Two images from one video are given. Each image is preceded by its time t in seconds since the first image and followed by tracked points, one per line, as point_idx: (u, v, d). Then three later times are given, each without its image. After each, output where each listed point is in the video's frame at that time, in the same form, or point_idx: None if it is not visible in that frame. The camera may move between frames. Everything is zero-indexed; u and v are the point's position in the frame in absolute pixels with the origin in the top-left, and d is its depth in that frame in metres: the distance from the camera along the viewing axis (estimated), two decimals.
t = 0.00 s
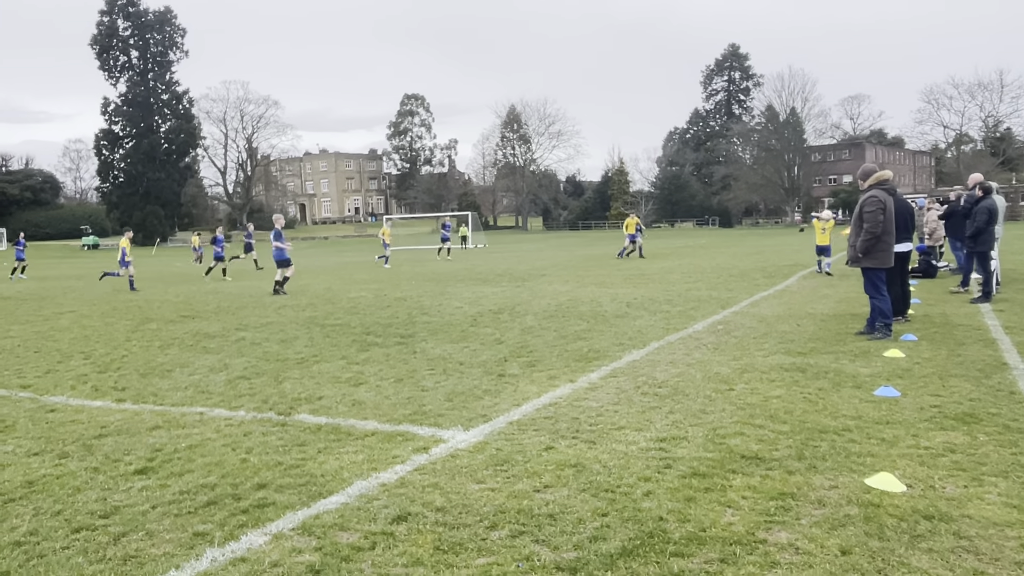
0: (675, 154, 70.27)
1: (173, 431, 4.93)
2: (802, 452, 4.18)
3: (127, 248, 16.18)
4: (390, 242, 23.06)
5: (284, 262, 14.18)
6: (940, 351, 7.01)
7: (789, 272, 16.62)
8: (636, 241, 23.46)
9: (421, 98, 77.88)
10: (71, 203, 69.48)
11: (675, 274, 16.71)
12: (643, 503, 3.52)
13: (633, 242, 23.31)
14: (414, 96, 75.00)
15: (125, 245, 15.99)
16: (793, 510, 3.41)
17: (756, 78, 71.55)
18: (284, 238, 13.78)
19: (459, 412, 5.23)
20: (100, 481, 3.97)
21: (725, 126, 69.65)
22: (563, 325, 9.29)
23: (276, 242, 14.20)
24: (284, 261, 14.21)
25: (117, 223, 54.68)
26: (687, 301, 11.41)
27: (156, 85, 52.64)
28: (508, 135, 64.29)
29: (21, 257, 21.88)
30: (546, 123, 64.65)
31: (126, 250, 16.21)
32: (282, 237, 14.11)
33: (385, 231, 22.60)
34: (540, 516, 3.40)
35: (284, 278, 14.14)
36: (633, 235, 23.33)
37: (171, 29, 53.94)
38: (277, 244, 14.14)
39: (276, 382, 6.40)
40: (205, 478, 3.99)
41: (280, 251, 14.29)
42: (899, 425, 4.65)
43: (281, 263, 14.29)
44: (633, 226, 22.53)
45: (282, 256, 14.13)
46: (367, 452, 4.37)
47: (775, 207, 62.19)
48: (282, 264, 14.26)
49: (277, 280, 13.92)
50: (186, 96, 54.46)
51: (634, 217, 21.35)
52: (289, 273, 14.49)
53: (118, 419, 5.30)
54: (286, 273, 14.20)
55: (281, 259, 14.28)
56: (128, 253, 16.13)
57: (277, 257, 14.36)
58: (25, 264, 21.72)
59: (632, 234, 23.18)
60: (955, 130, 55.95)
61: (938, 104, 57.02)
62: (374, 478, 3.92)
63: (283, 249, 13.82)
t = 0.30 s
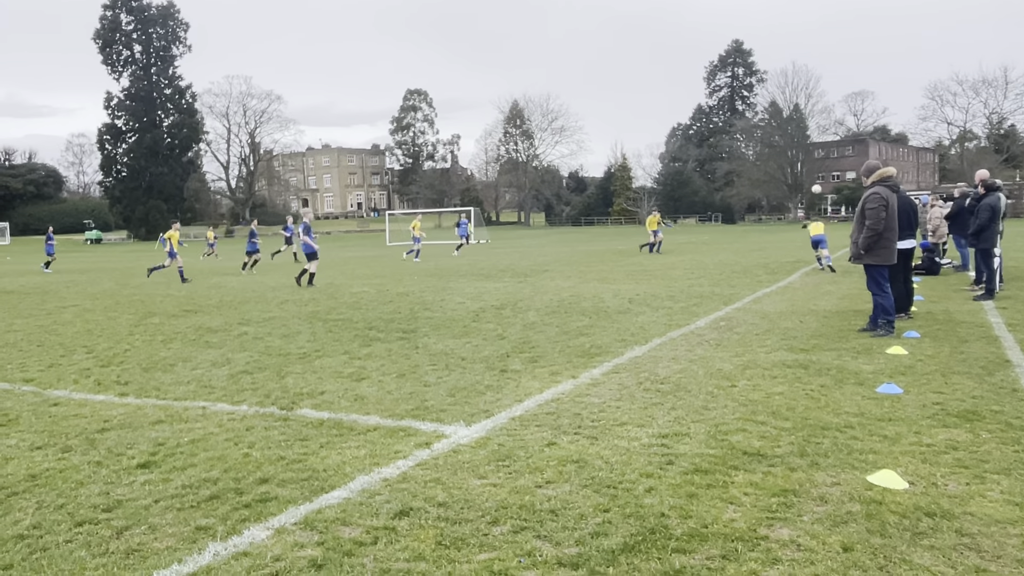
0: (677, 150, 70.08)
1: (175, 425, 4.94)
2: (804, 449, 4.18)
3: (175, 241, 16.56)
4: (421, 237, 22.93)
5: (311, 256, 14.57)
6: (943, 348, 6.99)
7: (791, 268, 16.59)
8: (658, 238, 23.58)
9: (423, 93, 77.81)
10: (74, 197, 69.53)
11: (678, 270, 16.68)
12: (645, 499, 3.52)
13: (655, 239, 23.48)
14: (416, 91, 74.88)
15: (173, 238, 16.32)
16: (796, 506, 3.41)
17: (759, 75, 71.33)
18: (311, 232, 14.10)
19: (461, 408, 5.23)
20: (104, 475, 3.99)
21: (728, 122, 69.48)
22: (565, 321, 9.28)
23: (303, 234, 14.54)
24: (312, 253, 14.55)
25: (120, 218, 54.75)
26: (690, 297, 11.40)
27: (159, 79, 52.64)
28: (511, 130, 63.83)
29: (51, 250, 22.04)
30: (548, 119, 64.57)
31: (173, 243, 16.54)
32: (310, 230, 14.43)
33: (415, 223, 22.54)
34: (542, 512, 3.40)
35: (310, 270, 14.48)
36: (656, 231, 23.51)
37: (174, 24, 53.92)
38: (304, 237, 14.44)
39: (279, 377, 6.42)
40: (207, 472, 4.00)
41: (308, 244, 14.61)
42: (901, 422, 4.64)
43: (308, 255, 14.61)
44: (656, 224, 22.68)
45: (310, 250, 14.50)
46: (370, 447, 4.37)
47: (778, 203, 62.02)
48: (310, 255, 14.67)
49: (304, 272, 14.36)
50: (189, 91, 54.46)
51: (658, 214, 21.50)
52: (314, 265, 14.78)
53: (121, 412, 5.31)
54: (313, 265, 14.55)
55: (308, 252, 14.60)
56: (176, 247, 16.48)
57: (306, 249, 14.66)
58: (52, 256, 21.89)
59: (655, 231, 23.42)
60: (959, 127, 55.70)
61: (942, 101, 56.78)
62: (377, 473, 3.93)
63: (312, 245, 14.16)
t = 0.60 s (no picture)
0: (680, 147, 69.96)
1: (178, 421, 4.96)
2: (805, 446, 4.18)
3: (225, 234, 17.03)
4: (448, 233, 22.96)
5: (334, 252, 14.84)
6: (946, 346, 6.98)
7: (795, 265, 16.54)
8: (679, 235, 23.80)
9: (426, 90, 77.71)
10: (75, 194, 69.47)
11: (680, 268, 16.66)
12: (647, 496, 3.53)
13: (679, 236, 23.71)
14: (419, 88, 74.79)
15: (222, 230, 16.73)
16: (797, 504, 3.41)
17: (762, 72, 71.26)
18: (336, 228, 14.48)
19: (464, 405, 5.23)
20: (105, 471, 3.99)
21: (731, 120, 69.39)
22: (568, 318, 9.27)
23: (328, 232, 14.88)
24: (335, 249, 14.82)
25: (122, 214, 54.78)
26: (692, 295, 11.38)
27: (161, 75, 52.68)
28: (514, 127, 63.70)
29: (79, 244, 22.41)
30: (551, 116, 64.54)
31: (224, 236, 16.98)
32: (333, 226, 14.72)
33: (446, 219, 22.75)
34: (544, 509, 3.40)
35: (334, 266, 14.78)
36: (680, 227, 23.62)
37: (177, 20, 53.91)
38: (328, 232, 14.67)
39: (281, 373, 6.42)
40: (209, 467, 4.01)
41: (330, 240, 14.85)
42: (903, 420, 4.64)
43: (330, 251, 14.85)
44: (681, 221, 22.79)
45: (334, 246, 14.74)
46: (371, 443, 4.38)
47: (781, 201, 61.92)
48: (332, 251, 14.96)
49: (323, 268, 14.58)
50: (191, 87, 54.47)
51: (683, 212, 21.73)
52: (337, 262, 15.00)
53: (123, 409, 5.32)
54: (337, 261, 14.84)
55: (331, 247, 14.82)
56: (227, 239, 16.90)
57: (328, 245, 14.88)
58: (78, 251, 22.14)
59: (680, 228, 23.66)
60: (962, 125, 55.58)
61: (945, 99, 56.66)
62: (378, 469, 3.93)
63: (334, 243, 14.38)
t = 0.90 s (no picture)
0: (682, 145, 69.85)
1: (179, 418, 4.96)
2: (807, 445, 4.17)
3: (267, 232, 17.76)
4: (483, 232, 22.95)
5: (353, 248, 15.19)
6: (948, 345, 6.99)
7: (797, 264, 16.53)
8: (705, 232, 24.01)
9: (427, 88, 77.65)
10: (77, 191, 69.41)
11: (682, 266, 16.65)
12: (649, 494, 3.53)
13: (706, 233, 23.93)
14: (421, 85, 74.75)
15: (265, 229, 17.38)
16: (799, 503, 3.41)
17: (764, 70, 71.10)
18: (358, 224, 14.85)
19: (465, 402, 5.23)
20: (107, 467, 4.00)
21: (733, 118, 69.30)
22: (569, 316, 9.27)
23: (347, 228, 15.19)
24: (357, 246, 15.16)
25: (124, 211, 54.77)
26: (694, 293, 11.37)
27: (163, 72, 52.69)
28: (516, 124, 64.05)
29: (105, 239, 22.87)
30: (553, 114, 64.51)
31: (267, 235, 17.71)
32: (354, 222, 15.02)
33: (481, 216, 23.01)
34: (546, 507, 3.40)
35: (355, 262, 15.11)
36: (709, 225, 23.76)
37: (179, 17, 53.88)
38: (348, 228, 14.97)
39: (282, 370, 6.42)
40: (211, 464, 4.01)
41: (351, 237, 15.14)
42: (904, 419, 4.63)
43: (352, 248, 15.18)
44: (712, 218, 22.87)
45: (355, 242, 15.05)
46: (373, 441, 4.38)
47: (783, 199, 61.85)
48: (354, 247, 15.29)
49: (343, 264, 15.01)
50: (193, 84, 54.47)
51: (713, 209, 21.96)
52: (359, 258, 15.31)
53: (125, 406, 5.32)
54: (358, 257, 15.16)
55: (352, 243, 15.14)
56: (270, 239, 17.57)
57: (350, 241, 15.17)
58: (105, 246, 22.66)
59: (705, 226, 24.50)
60: (965, 123, 55.59)
61: (948, 97, 56.64)
62: (380, 466, 3.93)
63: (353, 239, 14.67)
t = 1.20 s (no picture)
0: (683, 144, 69.79)
1: (181, 416, 4.96)
2: (809, 444, 4.16)
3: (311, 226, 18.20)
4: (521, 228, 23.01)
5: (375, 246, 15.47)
6: (950, 344, 6.98)
7: (798, 263, 16.52)
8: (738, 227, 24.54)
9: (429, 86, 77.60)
10: (78, 189, 69.41)
11: (683, 265, 16.63)
12: (650, 493, 3.52)
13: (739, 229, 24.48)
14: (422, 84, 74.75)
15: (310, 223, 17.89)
16: (801, 502, 3.40)
17: (766, 69, 71.04)
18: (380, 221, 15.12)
19: (467, 401, 5.23)
20: (108, 465, 3.99)
21: (735, 117, 69.31)
22: (570, 315, 9.25)
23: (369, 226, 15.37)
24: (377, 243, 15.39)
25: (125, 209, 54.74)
26: (695, 292, 11.35)
27: (165, 71, 52.74)
28: (517, 123, 64.26)
29: (127, 238, 23.18)
30: (554, 113, 64.54)
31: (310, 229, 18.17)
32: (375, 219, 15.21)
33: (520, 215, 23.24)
34: (547, 506, 3.39)
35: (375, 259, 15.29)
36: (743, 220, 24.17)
37: (181, 15, 53.89)
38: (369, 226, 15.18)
39: (283, 369, 6.43)
40: (213, 463, 4.01)
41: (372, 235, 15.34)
42: (907, 418, 4.62)
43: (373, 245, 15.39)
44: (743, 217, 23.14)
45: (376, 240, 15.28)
46: (375, 439, 4.38)
47: (785, 199, 61.79)
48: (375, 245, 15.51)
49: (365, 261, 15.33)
50: (195, 83, 54.51)
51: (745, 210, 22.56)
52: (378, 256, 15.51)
53: (127, 403, 5.33)
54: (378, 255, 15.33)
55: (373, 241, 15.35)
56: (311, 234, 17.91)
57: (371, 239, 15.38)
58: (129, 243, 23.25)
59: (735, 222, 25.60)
60: (967, 123, 55.76)
61: (950, 96, 56.78)
62: (381, 465, 3.92)
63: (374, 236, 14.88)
